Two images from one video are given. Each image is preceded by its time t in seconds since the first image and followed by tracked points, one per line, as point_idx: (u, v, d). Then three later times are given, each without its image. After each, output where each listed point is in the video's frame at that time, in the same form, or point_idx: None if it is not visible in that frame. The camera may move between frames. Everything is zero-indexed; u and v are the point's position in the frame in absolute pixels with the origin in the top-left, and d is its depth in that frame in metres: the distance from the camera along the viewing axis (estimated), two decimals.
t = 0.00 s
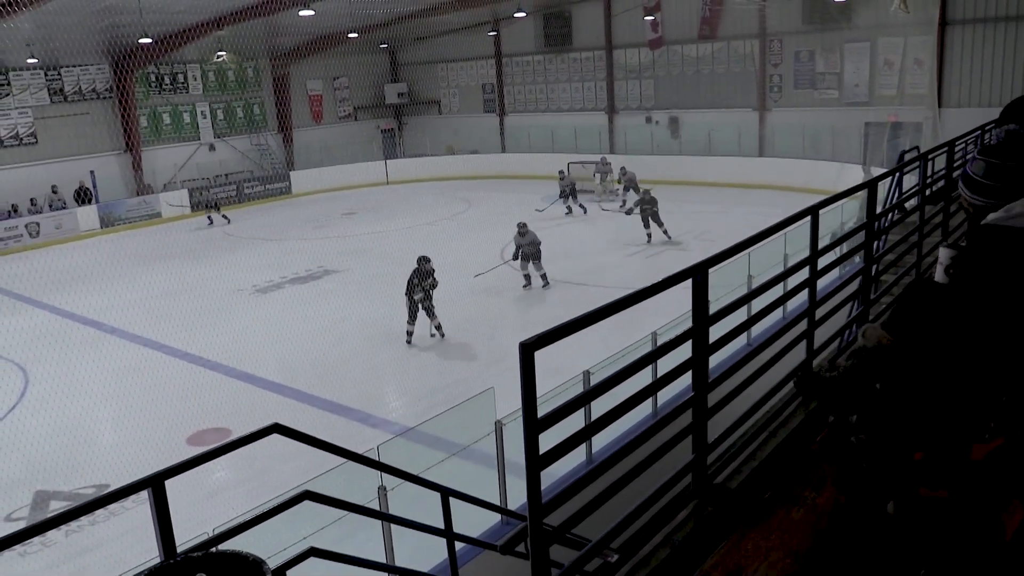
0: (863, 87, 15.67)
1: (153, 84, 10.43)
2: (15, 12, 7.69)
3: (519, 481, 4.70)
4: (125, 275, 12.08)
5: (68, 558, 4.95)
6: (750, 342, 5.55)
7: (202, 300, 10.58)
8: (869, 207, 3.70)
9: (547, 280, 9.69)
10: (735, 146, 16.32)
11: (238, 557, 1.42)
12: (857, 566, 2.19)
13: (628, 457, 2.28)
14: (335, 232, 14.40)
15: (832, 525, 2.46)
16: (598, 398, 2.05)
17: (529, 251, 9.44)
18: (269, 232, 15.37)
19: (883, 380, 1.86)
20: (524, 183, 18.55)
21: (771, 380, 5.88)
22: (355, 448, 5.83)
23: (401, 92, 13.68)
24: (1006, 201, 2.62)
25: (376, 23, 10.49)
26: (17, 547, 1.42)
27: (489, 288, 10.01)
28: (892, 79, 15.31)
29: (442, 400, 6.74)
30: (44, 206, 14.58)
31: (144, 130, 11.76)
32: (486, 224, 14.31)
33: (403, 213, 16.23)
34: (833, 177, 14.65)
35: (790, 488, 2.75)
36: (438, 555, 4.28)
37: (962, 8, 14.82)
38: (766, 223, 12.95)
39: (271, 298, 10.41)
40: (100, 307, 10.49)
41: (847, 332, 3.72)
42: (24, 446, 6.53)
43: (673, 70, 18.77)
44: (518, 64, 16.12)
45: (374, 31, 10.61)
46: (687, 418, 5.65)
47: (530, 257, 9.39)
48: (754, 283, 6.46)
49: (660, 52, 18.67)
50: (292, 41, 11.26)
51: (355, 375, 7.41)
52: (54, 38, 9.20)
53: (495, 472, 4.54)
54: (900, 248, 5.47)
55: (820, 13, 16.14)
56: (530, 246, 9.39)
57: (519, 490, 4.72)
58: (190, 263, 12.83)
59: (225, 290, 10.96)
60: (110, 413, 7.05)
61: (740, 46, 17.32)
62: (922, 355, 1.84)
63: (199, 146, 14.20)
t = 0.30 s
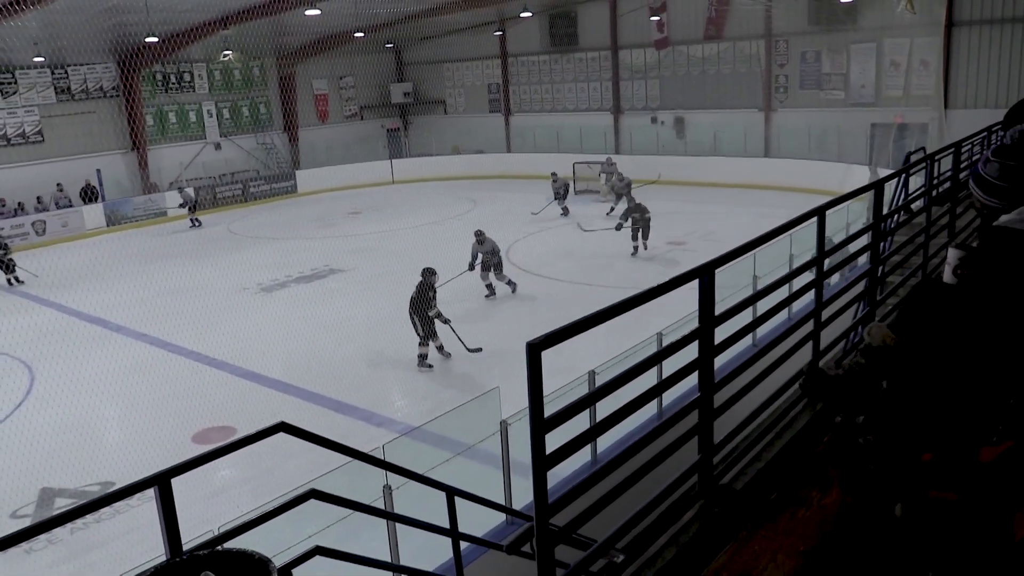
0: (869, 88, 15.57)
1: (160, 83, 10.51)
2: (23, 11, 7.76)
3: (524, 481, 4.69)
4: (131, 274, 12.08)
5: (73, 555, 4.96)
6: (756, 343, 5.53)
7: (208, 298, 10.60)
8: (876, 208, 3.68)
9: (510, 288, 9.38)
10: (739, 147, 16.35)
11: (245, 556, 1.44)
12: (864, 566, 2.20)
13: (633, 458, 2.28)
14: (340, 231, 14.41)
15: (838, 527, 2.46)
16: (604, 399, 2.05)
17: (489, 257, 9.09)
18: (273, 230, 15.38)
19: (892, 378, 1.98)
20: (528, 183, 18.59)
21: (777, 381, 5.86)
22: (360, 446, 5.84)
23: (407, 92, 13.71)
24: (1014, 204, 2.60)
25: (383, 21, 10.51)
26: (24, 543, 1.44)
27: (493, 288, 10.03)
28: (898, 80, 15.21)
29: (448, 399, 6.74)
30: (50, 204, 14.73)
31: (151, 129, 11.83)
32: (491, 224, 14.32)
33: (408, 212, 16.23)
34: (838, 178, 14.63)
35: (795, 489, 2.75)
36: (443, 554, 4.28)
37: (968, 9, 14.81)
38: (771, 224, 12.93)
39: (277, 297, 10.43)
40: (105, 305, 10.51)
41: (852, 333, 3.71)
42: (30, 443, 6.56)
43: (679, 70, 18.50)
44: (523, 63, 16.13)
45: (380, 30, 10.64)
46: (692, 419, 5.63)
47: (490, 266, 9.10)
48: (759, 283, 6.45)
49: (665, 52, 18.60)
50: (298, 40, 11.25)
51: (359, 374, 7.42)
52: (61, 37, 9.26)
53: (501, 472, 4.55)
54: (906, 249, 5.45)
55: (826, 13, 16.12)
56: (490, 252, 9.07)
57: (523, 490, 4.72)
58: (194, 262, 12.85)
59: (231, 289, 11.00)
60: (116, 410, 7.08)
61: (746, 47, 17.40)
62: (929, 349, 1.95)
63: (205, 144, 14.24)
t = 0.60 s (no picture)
0: (890, 88, 15.44)
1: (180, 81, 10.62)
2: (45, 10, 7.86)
3: (541, 481, 4.68)
4: (151, 271, 12.17)
5: (93, 549, 5.00)
6: (775, 345, 5.49)
7: (226, 296, 10.64)
8: (898, 209, 3.65)
9: (462, 303, 9.05)
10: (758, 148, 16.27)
11: (264, 553, 1.44)
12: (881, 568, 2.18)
13: (652, 460, 2.27)
14: (358, 230, 14.43)
15: (858, 531, 2.44)
16: (622, 400, 2.04)
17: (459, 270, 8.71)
18: (291, 228, 15.44)
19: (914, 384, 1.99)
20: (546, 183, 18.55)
21: (796, 383, 5.81)
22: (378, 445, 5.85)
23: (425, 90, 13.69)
24: None
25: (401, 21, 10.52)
26: (43, 538, 1.47)
27: (510, 287, 10.02)
28: (920, 80, 15.08)
29: (464, 398, 6.74)
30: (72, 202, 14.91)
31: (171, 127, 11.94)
32: (509, 224, 14.30)
33: (425, 212, 16.23)
34: (859, 179, 14.49)
35: (814, 491, 2.73)
36: (459, 553, 4.28)
37: (992, 7, 14.59)
38: (790, 225, 12.82)
39: (294, 295, 10.47)
40: (127, 302, 10.60)
41: (873, 336, 3.68)
42: (50, 439, 6.61)
43: (698, 70, 18.40)
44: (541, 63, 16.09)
45: (399, 29, 10.64)
46: (710, 420, 5.60)
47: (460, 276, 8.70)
48: (778, 285, 6.40)
49: (684, 52, 18.50)
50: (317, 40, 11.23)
51: (376, 373, 7.43)
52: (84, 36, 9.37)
53: (518, 472, 4.54)
54: (928, 251, 5.38)
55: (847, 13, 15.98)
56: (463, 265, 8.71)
57: (541, 490, 4.70)
58: (213, 259, 12.92)
59: (250, 286, 11.06)
60: (135, 406, 7.12)
61: (766, 47, 17.28)
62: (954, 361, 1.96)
63: (224, 143, 14.33)
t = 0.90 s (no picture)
0: (907, 88, 15.32)
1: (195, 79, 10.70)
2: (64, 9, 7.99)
3: (555, 481, 4.66)
4: (166, 269, 12.24)
5: (109, 544, 5.03)
6: (790, 346, 5.45)
7: (241, 293, 10.69)
8: (915, 209, 3.61)
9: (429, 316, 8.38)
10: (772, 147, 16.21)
11: (278, 550, 1.55)
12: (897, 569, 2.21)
13: (666, 460, 2.26)
14: (371, 229, 14.46)
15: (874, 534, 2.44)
16: (637, 401, 2.04)
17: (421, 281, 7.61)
18: (304, 227, 15.48)
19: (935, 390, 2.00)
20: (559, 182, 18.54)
21: (812, 384, 5.77)
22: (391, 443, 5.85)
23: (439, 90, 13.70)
24: None
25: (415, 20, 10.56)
26: (58, 533, 1.50)
27: (523, 286, 10.02)
28: (937, 79, 14.97)
29: (477, 397, 6.73)
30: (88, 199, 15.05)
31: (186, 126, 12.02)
32: (522, 223, 14.30)
33: (438, 210, 16.24)
34: (875, 179, 14.40)
35: (830, 494, 2.72)
36: (472, 552, 4.29)
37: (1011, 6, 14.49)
38: (805, 225, 12.74)
39: (308, 293, 10.52)
40: (144, 299, 10.68)
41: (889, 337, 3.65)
42: (67, 435, 6.67)
43: (713, 69, 18.41)
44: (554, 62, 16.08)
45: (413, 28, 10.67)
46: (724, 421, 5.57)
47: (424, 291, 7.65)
48: (793, 286, 6.36)
49: (699, 51, 18.49)
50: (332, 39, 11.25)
51: (390, 371, 7.44)
52: (101, 35, 9.49)
53: (532, 472, 4.53)
54: (945, 252, 5.33)
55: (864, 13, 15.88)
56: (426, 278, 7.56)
57: (555, 490, 4.69)
58: (226, 257, 12.98)
59: (265, 284, 11.11)
60: (150, 403, 7.17)
61: (781, 46, 17.21)
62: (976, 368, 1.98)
63: (239, 142, 14.41)
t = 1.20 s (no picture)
0: (923, 88, 15.23)
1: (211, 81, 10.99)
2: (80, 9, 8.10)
3: (567, 480, 4.67)
4: (180, 267, 12.30)
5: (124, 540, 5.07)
6: (803, 348, 5.43)
7: (253, 292, 10.73)
8: (931, 210, 3.59)
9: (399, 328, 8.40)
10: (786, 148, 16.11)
11: (292, 546, 1.65)
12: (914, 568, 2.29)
13: (679, 461, 2.25)
14: (384, 228, 14.46)
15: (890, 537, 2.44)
16: (649, 401, 2.03)
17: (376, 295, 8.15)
18: (318, 226, 15.49)
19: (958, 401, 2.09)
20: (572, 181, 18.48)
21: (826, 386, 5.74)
22: (403, 442, 5.86)
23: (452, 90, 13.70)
24: None
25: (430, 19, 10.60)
26: (70, 531, 1.53)
27: (536, 286, 10.01)
28: (953, 79, 14.87)
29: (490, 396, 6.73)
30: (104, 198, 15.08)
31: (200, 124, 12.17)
32: (534, 223, 14.28)
33: (451, 210, 16.21)
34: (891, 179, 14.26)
35: (845, 495, 2.71)
36: (485, 551, 4.29)
37: None
38: (820, 226, 12.66)
39: (321, 292, 10.54)
40: (157, 297, 10.72)
41: (904, 338, 3.63)
42: (81, 432, 6.71)
43: (727, 68, 18.37)
44: (567, 61, 16.07)
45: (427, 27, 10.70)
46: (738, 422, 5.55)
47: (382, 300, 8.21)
48: (806, 288, 6.33)
49: (713, 50, 18.39)
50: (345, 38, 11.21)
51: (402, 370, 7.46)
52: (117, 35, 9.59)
53: (543, 471, 4.53)
54: (961, 253, 5.29)
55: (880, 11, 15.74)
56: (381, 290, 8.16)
57: (567, 489, 4.69)
58: (240, 256, 13.01)
59: (278, 283, 11.12)
60: (163, 401, 7.21)
61: (796, 45, 17.10)
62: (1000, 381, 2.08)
63: (253, 141, 14.47)
